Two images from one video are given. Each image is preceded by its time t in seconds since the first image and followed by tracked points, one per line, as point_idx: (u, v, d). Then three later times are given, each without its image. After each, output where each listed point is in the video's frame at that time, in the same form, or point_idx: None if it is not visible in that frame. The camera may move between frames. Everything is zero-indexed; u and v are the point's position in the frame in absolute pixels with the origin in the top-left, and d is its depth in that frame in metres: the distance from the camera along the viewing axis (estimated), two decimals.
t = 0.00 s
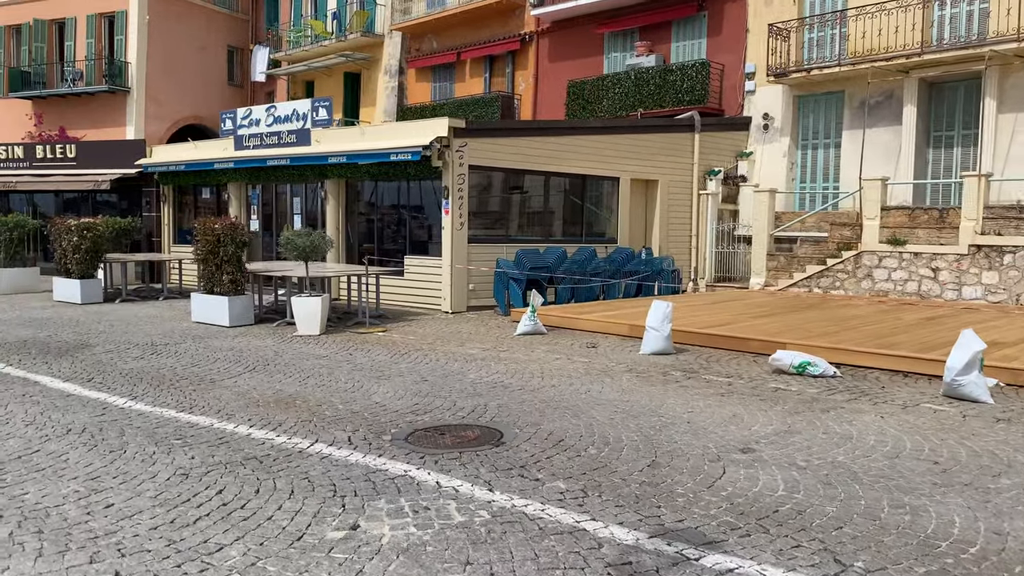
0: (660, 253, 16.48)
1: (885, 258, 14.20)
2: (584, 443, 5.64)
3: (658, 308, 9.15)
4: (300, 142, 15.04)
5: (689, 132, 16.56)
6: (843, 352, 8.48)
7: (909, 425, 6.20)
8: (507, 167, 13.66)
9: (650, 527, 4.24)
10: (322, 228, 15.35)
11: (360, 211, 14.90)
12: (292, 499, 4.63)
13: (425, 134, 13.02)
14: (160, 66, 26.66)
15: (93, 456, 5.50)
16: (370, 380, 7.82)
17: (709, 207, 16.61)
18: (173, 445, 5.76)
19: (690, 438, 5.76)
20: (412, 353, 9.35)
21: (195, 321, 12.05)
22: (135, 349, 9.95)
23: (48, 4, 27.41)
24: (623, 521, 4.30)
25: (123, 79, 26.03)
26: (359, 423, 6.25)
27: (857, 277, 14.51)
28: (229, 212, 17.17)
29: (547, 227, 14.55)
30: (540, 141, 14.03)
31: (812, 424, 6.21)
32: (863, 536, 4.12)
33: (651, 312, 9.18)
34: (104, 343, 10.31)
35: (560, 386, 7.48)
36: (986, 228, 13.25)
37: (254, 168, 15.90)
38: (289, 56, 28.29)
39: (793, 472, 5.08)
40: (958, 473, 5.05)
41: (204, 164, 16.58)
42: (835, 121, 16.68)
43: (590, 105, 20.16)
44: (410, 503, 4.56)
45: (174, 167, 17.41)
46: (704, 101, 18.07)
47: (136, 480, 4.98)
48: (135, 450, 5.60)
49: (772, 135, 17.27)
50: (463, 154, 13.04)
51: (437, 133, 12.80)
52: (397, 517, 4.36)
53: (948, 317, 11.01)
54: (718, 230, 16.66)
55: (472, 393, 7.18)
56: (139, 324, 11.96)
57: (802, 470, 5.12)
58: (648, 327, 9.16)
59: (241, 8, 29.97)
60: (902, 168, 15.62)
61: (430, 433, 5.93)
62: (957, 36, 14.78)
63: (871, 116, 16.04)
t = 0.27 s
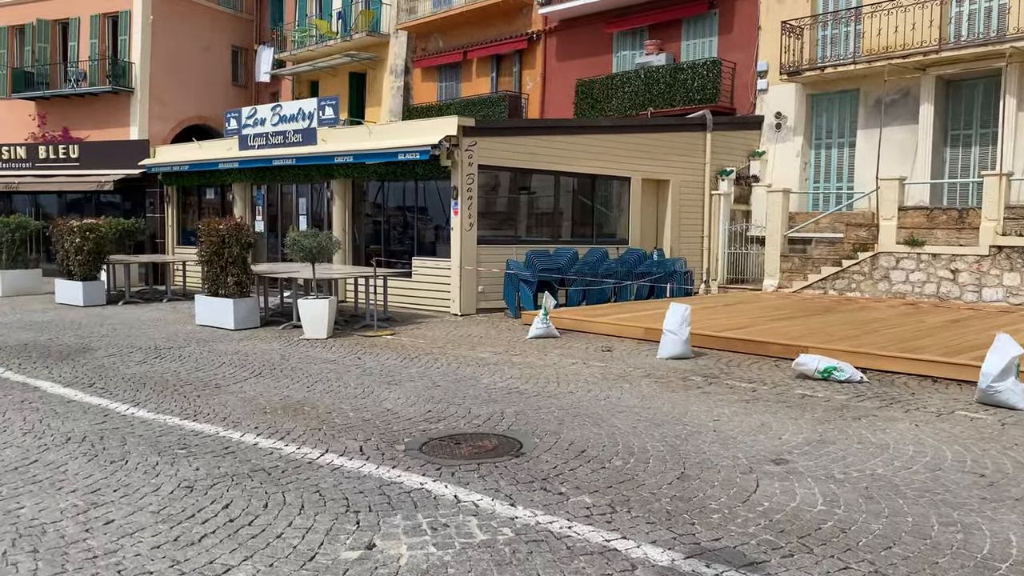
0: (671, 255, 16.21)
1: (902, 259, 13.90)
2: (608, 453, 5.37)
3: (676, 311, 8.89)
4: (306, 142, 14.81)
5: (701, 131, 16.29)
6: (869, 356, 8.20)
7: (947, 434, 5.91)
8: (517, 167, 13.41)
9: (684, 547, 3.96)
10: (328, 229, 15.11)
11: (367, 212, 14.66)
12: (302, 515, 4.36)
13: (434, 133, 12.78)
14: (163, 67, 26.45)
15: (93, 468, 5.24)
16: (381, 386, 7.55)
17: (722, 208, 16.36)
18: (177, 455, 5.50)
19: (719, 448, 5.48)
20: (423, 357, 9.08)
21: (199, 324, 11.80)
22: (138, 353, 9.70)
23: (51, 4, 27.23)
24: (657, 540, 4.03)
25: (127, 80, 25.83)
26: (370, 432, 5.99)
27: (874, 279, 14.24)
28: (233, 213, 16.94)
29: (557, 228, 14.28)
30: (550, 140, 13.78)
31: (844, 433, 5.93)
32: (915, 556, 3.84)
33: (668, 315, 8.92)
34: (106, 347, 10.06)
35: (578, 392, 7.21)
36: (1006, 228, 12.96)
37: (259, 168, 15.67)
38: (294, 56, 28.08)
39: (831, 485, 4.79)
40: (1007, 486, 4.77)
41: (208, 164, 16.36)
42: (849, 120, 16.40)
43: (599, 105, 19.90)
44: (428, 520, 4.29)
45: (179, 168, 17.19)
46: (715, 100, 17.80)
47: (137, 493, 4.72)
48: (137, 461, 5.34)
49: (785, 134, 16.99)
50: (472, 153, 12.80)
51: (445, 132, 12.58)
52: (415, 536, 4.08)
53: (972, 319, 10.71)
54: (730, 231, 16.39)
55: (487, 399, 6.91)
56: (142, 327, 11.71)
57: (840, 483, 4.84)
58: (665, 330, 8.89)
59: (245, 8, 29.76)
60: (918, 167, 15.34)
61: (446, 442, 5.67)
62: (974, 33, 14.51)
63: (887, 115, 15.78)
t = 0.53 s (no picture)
0: (681, 260, 15.92)
1: (919, 265, 13.59)
2: (632, 475, 5.08)
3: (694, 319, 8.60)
4: (311, 145, 14.56)
5: (712, 134, 16.01)
6: (895, 367, 7.90)
7: (987, 452, 5.61)
8: (525, 170, 13.14)
9: None
10: (332, 234, 14.83)
11: (371, 216, 14.39)
12: (310, 545, 4.07)
13: (441, 136, 12.51)
14: (165, 69, 26.22)
15: (88, 490, 4.96)
16: (389, 399, 7.27)
17: (733, 212, 16.11)
18: (176, 476, 5.21)
19: (749, 469, 5.18)
20: (431, 367, 8.80)
21: (201, 331, 11.52)
22: (138, 362, 9.42)
23: (53, 6, 27.02)
24: None
25: (129, 82, 25.60)
26: (380, 450, 5.70)
27: (889, 285, 13.93)
28: (236, 217, 16.68)
29: (566, 233, 14.00)
30: (558, 143, 13.50)
31: (878, 451, 5.63)
32: None
33: (686, 324, 8.62)
34: (105, 357, 9.78)
35: (594, 406, 6.91)
36: None
37: (262, 171, 15.40)
38: (297, 59, 27.85)
39: (873, 511, 4.50)
40: None
41: (211, 168, 16.09)
42: (862, 122, 16.11)
43: (607, 107, 19.62)
44: (445, 551, 4.00)
45: (180, 171, 16.92)
46: (725, 102, 17.51)
47: (134, 520, 4.43)
48: (134, 483, 5.06)
49: (796, 137, 16.70)
50: (480, 156, 12.52)
51: (453, 135, 12.30)
52: (429, 570, 3.78)
53: (995, 328, 10.41)
54: (741, 236, 16.11)
55: (500, 414, 6.62)
56: (142, 335, 11.43)
57: (882, 509, 4.54)
58: (682, 340, 8.59)
59: (248, 10, 29.54)
60: (934, 170, 15.04)
61: (460, 462, 5.37)
62: (991, 33, 14.21)
63: (901, 117, 15.49)
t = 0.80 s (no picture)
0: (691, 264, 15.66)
1: (934, 269, 13.32)
2: (656, 493, 4.80)
3: (711, 326, 8.33)
4: (314, 147, 14.32)
5: (722, 136, 15.75)
6: (921, 376, 7.61)
7: None
8: (533, 173, 12.88)
9: None
10: (336, 238, 14.57)
11: (376, 220, 14.14)
12: (317, 573, 3.79)
13: (447, 138, 12.26)
14: (167, 72, 26.00)
15: (82, 509, 4.69)
16: (397, 409, 7.00)
17: (744, 215, 15.89)
18: (175, 494, 4.94)
19: (780, 487, 4.90)
20: (440, 375, 8.53)
21: (202, 337, 11.26)
22: (137, 370, 9.16)
23: (54, 9, 26.81)
24: None
25: (130, 85, 25.38)
26: (389, 465, 5.42)
27: (904, 290, 13.67)
28: (238, 220, 16.44)
29: (574, 236, 13.74)
30: (566, 145, 13.24)
31: (914, 466, 5.35)
32: None
33: (702, 330, 8.36)
34: (104, 364, 9.52)
35: (611, 417, 6.64)
36: None
37: (265, 174, 15.17)
38: (300, 61, 27.63)
39: (917, 533, 4.21)
40: None
41: (212, 171, 15.85)
42: (874, 124, 15.85)
43: (614, 109, 19.38)
44: None
45: (182, 174, 16.68)
46: (734, 104, 17.26)
47: (129, 543, 4.16)
48: (130, 502, 4.78)
49: (807, 139, 16.44)
50: (487, 158, 12.27)
51: (459, 137, 12.04)
52: None
53: (1018, 334, 10.12)
54: (752, 239, 15.91)
55: (513, 425, 6.35)
56: (142, 341, 11.17)
57: (926, 530, 4.25)
58: (699, 347, 8.33)
59: (251, 12, 29.35)
60: (949, 172, 14.77)
61: (474, 479, 5.10)
62: (1007, 33, 13.94)
63: (915, 119, 15.23)
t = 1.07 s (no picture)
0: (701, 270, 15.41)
1: (951, 276, 13.06)
2: (686, 518, 4.53)
3: (730, 337, 8.07)
4: (318, 152, 14.09)
5: (732, 140, 15.52)
6: (949, 389, 7.34)
7: None
8: (542, 178, 12.64)
9: None
10: (340, 244, 14.32)
11: (381, 226, 13.89)
12: None
13: (455, 142, 12.02)
14: (169, 76, 25.79)
15: (78, 535, 4.42)
16: (406, 424, 6.74)
17: (754, 220, 15.59)
18: (177, 518, 4.67)
19: (817, 511, 4.63)
20: (449, 386, 8.28)
21: (204, 346, 11.00)
22: (137, 381, 8.90)
23: (55, 12, 26.62)
24: None
25: (132, 90, 25.17)
26: (401, 486, 5.15)
27: (920, 297, 13.40)
28: (241, 226, 16.20)
29: (583, 243, 13.48)
30: (575, 150, 13.00)
31: (954, 487, 5.08)
32: None
33: (720, 341, 8.10)
34: (103, 374, 9.25)
35: (630, 433, 6.38)
36: None
37: (268, 180, 14.94)
38: (302, 65, 27.45)
39: (968, 563, 3.94)
40: None
41: (215, 176, 15.61)
42: (887, 128, 15.61)
43: (620, 113, 19.14)
44: None
45: (184, 179, 16.45)
46: (744, 108, 17.01)
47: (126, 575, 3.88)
48: (129, 527, 4.51)
49: (819, 144, 16.21)
50: (495, 163, 12.03)
51: (468, 141, 11.80)
52: None
53: None
54: (763, 245, 15.66)
55: (529, 442, 6.09)
56: (143, 350, 10.92)
57: (977, 561, 3.98)
58: (716, 358, 8.08)
59: (253, 16, 29.18)
60: (964, 177, 14.52)
61: (492, 501, 4.83)
62: None
63: (929, 123, 14.99)
